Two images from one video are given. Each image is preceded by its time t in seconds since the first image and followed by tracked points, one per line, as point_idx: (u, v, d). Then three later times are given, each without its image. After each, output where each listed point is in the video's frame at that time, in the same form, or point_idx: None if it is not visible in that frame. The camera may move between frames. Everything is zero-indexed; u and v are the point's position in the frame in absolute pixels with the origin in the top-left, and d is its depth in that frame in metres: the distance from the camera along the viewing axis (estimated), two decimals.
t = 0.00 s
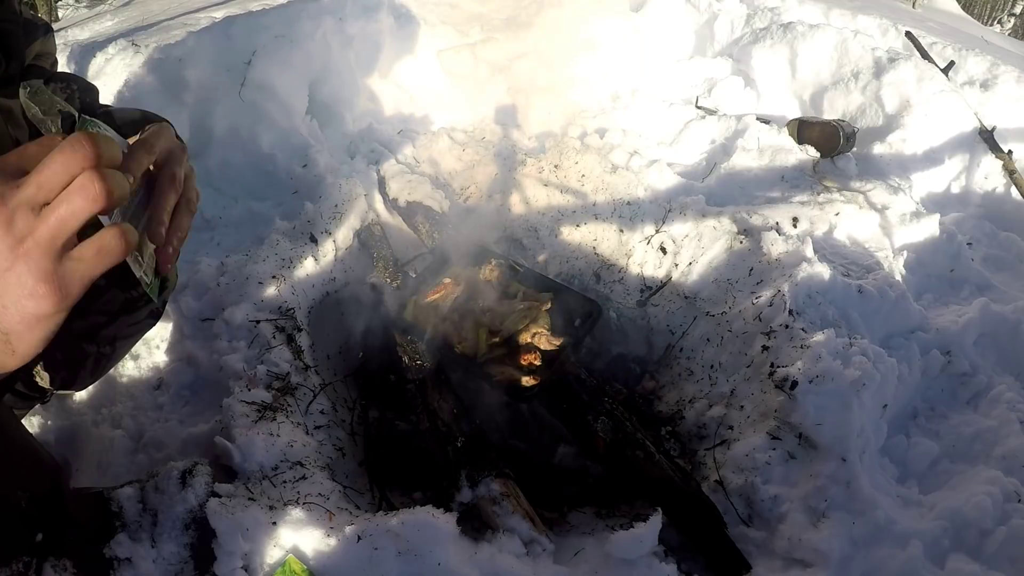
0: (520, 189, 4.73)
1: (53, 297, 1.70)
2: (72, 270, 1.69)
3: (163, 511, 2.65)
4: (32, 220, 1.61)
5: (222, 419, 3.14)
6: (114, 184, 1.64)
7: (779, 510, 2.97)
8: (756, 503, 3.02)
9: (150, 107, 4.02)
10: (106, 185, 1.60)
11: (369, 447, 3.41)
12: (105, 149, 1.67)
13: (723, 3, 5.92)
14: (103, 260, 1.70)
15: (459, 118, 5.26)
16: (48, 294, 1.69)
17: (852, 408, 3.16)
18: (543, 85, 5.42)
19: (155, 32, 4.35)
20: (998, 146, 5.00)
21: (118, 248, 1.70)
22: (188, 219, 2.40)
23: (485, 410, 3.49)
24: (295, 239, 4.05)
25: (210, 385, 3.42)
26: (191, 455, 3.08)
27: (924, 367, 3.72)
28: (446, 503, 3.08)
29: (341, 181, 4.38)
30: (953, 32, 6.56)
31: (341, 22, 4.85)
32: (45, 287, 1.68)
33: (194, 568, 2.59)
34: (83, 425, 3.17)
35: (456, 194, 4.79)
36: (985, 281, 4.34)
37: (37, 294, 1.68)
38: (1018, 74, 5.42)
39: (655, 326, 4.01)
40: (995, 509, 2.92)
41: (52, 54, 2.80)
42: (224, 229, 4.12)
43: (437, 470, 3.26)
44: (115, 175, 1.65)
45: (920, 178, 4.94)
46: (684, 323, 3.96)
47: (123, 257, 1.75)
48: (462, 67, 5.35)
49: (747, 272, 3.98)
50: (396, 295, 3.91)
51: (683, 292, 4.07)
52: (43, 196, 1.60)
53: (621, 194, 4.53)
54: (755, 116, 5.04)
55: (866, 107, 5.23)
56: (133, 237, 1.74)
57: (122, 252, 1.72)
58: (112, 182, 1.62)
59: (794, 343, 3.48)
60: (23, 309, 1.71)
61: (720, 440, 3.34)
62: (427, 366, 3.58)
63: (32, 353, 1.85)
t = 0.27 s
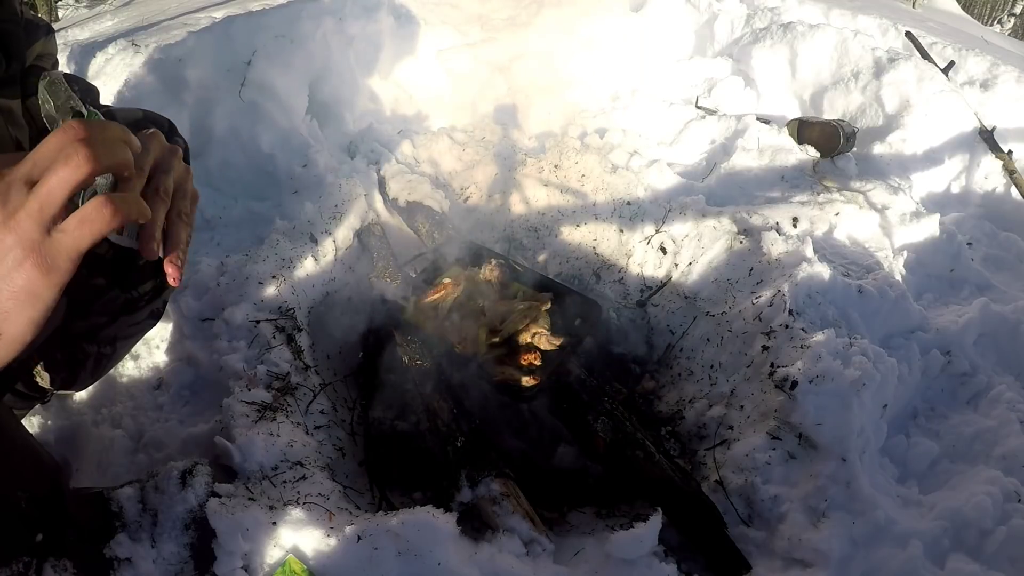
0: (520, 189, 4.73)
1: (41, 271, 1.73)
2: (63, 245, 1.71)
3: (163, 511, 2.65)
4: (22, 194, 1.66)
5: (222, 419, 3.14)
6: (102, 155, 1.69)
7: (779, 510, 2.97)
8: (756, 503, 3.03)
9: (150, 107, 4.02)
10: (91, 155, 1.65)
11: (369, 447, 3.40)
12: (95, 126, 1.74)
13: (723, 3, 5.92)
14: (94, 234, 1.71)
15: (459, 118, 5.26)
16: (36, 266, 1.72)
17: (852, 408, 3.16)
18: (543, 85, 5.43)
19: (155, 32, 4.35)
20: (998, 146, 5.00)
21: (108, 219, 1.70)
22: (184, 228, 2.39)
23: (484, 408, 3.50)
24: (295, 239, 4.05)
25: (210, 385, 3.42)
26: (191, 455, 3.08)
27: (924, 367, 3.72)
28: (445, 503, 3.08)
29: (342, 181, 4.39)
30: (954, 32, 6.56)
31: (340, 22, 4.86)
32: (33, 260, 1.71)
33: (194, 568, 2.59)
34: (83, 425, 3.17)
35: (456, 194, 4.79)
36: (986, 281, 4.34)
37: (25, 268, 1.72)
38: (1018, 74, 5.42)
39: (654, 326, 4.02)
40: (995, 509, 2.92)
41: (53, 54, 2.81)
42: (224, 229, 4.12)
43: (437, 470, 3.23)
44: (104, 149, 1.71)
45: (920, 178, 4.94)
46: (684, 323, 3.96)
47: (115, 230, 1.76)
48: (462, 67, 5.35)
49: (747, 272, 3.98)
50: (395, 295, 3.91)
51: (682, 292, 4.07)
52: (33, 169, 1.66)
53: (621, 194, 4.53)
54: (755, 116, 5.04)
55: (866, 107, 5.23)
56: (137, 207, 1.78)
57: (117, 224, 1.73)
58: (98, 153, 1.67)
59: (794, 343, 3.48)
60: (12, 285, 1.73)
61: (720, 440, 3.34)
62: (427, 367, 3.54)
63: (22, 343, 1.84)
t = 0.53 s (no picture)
0: (520, 189, 4.73)
1: (28, 252, 1.71)
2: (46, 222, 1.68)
3: (163, 511, 2.65)
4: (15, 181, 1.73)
5: (222, 419, 3.14)
6: (85, 127, 1.68)
7: (779, 510, 2.97)
8: (756, 503, 3.03)
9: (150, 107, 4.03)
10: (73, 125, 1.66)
11: (369, 447, 3.41)
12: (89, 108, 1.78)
13: (723, 3, 5.92)
14: (72, 208, 1.68)
15: (459, 118, 5.26)
16: (23, 246, 1.70)
17: (852, 408, 3.16)
18: (543, 85, 5.43)
19: (155, 32, 4.35)
20: (999, 146, 5.00)
21: (88, 194, 1.66)
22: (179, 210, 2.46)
23: (483, 407, 3.55)
24: (295, 239, 4.05)
25: (210, 385, 3.42)
26: (191, 455, 3.08)
27: (924, 367, 3.72)
28: (445, 503, 3.08)
29: (342, 180, 4.46)
30: (954, 32, 6.56)
31: (340, 22, 4.86)
32: (20, 241, 1.70)
33: (194, 568, 2.59)
34: (83, 425, 3.17)
35: (456, 194, 4.79)
36: (986, 281, 4.34)
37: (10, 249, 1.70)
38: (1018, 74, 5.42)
39: (654, 326, 4.02)
40: (995, 509, 2.92)
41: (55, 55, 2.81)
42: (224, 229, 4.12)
43: (436, 470, 3.25)
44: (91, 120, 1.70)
45: (920, 178, 4.94)
46: (684, 323, 3.96)
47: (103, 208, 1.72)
48: (462, 67, 5.34)
49: (747, 272, 3.98)
50: (395, 294, 3.90)
51: (683, 292, 4.07)
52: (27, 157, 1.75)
53: (621, 194, 4.53)
54: (755, 116, 5.04)
55: (866, 107, 5.23)
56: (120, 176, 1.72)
57: (97, 198, 1.68)
58: (80, 124, 1.67)
59: (794, 343, 3.48)
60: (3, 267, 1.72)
61: (720, 440, 3.34)
62: (427, 368, 3.50)
63: (17, 329, 1.81)
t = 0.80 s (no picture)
0: (520, 189, 4.73)
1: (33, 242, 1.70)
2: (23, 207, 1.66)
3: (163, 511, 2.65)
4: None
5: (222, 419, 3.14)
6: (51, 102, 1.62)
7: (779, 510, 2.97)
8: (756, 503, 3.03)
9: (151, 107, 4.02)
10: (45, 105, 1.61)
11: (370, 447, 3.41)
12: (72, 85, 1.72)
13: (723, 4, 5.92)
14: (44, 188, 1.63)
15: (459, 118, 5.26)
16: None
17: (852, 408, 3.16)
18: (543, 85, 5.43)
19: (155, 32, 4.35)
20: (998, 146, 5.00)
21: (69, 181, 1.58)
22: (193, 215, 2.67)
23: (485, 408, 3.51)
24: (295, 239, 4.05)
25: (210, 385, 3.42)
26: (191, 455, 3.08)
27: (924, 367, 3.72)
28: (445, 503, 3.08)
29: (342, 182, 4.42)
30: (954, 32, 6.56)
31: (341, 22, 4.86)
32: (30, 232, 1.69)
33: (194, 568, 2.59)
34: (83, 425, 3.17)
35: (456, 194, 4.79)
36: (986, 281, 4.34)
37: None
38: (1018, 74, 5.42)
39: (654, 326, 4.01)
40: (995, 509, 2.92)
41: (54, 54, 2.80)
42: (224, 228, 4.12)
43: (437, 470, 3.24)
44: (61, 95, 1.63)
45: (920, 178, 4.94)
46: (684, 323, 3.95)
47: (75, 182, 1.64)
48: (462, 68, 5.34)
49: (747, 272, 3.99)
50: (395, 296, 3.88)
51: (683, 292, 4.07)
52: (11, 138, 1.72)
53: (621, 194, 4.54)
54: (755, 116, 5.04)
55: (866, 107, 5.23)
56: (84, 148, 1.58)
57: (61, 173, 1.60)
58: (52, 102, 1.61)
59: (794, 343, 3.48)
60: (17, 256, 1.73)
61: (720, 440, 3.34)
62: (427, 368, 3.50)
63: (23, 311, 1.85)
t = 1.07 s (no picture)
0: (520, 189, 4.73)
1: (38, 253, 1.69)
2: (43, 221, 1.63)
3: (163, 511, 2.65)
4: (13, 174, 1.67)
5: (222, 419, 3.14)
6: (75, 117, 1.59)
7: (779, 510, 2.97)
8: (756, 503, 3.03)
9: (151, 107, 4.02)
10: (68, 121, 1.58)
11: (369, 447, 3.42)
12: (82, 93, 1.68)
13: (723, 4, 5.92)
14: (66, 204, 1.60)
15: (459, 118, 5.26)
16: (19, 242, 1.67)
17: (852, 408, 3.16)
18: (543, 85, 5.44)
19: (155, 32, 4.35)
20: (998, 146, 5.00)
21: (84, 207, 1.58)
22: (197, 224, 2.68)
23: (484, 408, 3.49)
24: (295, 239, 4.05)
25: (210, 385, 3.43)
26: (191, 455, 3.08)
27: (924, 367, 3.72)
28: (446, 503, 3.08)
29: (342, 182, 4.39)
30: (953, 32, 6.56)
31: (341, 22, 4.86)
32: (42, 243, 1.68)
33: (194, 568, 2.59)
34: (83, 425, 3.17)
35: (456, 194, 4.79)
36: (985, 281, 4.34)
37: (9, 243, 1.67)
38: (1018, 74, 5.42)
39: (654, 326, 4.01)
40: (995, 509, 2.92)
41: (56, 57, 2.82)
42: (224, 228, 4.12)
43: (436, 470, 3.25)
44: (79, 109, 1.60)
45: (920, 178, 4.94)
46: (684, 323, 3.95)
47: (103, 203, 1.62)
48: (462, 68, 5.35)
49: (747, 272, 3.98)
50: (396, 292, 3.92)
51: (682, 292, 4.07)
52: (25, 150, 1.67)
53: (621, 194, 4.54)
54: (755, 116, 5.04)
55: (866, 107, 5.23)
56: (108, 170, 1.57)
57: (90, 195, 1.58)
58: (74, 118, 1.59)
59: (794, 343, 3.48)
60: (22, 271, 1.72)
61: (720, 440, 3.34)
62: (427, 367, 3.53)
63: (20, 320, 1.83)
